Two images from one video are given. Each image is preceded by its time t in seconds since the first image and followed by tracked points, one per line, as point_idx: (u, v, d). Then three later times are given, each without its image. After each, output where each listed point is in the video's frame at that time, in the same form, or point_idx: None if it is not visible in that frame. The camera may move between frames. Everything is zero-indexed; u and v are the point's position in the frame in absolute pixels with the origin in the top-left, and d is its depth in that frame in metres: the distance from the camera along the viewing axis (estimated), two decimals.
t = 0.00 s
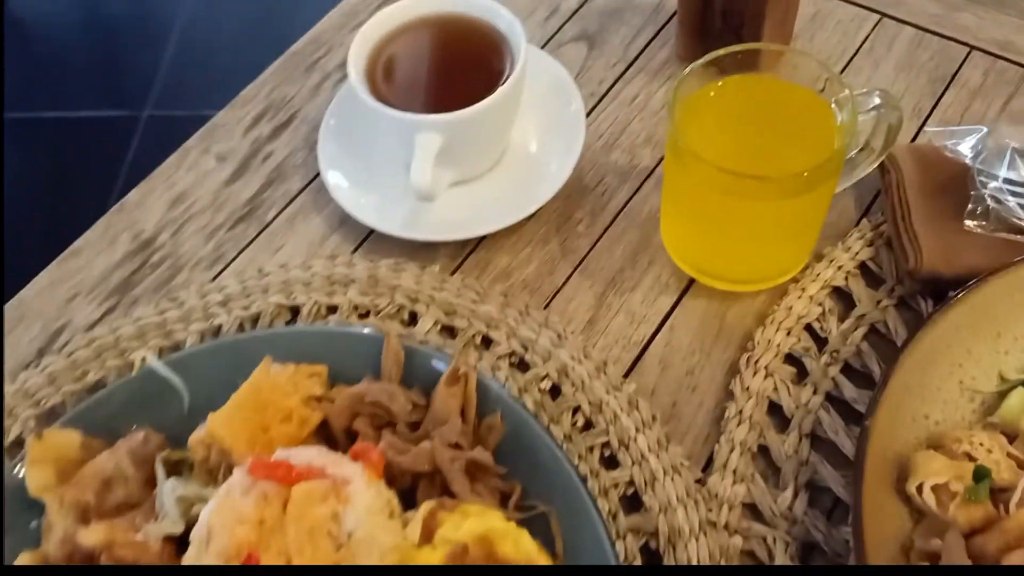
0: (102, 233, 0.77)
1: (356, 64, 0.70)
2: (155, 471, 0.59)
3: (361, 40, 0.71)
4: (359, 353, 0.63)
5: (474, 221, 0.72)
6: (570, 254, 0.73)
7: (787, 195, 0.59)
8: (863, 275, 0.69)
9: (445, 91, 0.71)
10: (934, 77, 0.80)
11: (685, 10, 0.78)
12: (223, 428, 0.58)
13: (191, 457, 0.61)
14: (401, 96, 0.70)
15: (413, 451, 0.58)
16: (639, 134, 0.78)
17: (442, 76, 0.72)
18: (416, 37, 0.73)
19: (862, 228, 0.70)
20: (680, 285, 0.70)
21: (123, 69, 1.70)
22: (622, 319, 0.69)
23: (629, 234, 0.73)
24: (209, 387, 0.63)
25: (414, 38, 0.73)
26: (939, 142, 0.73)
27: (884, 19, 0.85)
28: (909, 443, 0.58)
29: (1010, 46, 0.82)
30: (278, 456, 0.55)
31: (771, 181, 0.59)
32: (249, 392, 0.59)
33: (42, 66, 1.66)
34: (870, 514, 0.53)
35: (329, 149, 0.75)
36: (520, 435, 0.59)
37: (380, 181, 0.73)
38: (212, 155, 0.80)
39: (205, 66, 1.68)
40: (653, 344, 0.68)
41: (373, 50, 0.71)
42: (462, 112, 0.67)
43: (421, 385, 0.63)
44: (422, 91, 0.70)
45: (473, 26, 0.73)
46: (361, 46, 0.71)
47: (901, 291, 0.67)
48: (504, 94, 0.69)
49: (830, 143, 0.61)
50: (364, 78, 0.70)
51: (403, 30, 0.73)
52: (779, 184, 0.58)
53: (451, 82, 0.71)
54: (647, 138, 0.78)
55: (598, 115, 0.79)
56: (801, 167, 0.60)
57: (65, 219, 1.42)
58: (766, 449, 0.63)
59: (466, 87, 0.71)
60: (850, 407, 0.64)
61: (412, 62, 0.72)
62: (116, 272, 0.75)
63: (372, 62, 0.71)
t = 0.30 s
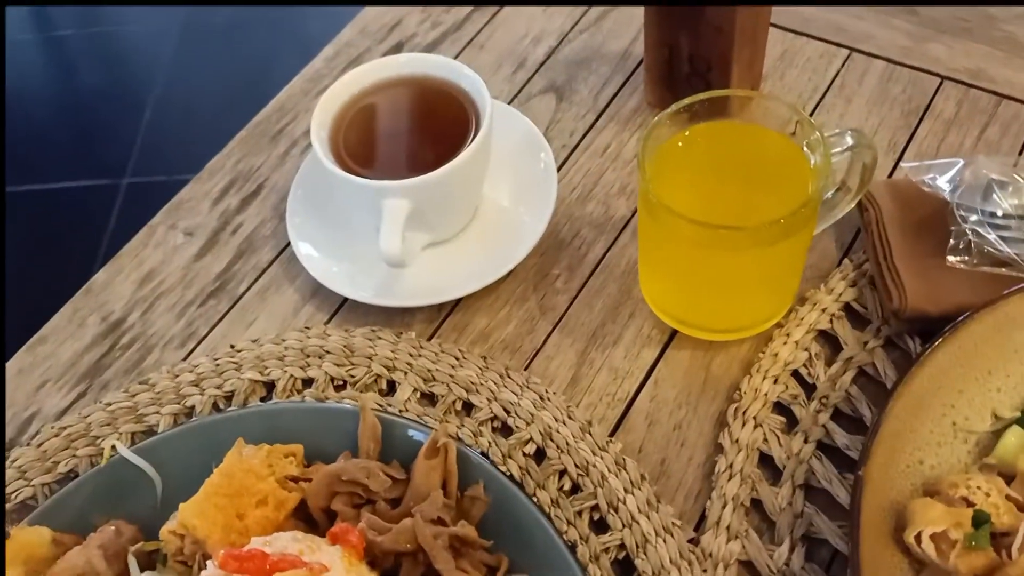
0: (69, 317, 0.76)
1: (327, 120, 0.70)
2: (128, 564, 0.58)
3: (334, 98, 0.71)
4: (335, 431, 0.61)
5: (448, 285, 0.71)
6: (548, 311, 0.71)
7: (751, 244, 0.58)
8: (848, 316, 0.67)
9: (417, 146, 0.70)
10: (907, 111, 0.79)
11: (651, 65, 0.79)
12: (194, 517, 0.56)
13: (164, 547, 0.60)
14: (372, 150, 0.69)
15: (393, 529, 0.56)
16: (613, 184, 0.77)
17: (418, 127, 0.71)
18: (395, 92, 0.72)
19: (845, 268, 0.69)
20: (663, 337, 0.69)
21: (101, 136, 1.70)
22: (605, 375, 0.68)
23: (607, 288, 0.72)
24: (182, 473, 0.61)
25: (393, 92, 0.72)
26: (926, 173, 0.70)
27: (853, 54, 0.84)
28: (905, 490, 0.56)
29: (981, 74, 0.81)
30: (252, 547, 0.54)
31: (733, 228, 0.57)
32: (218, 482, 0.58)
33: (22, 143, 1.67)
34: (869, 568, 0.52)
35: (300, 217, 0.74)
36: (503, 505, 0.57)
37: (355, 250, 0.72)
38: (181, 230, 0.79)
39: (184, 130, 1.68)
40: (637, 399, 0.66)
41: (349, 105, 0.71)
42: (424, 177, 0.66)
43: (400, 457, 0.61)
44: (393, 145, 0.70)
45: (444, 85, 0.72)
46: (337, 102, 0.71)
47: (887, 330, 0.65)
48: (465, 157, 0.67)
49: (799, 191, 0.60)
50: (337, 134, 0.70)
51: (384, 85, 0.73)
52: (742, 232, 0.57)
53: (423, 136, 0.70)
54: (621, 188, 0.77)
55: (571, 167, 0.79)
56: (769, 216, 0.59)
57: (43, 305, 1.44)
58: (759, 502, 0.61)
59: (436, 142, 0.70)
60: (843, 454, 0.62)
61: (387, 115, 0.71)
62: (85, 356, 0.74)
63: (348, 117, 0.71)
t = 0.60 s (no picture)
0: (47, 367, 0.75)
1: (302, 149, 0.69)
2: None
3: (307, 130, 0.70)
4: (320, 476, 0.60)
5: (430, 318, 0.70)
6: (532, 339, 0.70)
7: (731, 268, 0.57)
8: (837, 330, 0.66)
9: (392, 179, 0.69)
10: (889, 113, 0.77)
11: (626, 80, 0.77)
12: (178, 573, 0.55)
13: None
14: (347, 180, 0.68)
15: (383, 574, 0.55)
16: (593, 205, 0.76)
17: (394, 159, 0.70)
18: (372, 122, 0.71)
19: (831, 280, 0.68)
20: (650, 360, 0.68)
21: (84, 167, 1.68)
22: (593, 402, 0.67)
23: (591, 313, 0.71)
24: (164, 526, 0.60)
25: (371, 122, 0.71)
26: (910, 180, 0.69)
27: (831, 58, 0.81)
28: (902, 508, 0.55)
29: (962, 72, 0.78)
30: None
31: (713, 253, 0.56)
32: (202, 535, 0.56)
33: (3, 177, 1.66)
34: None
35: (277, 255, 0.73)
36: (495, 544, 0.56)
37: (334, 285, 0.71)
38: (156, 274, 0.79)
39: (166, 158, 1.66)
40: (627, 425, 0.65)
41: (327, 134, 0.71)
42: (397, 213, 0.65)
43: (387, 499, 0.59)
44: (368, 176, 0.69)
45: (421, 116, 0.71)
46: (314, 131, 0.70)
47: (878, 342, 0.64)
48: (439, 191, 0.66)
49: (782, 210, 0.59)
50: (312, 165, 0.69)
51: (362, 115, 0.72)
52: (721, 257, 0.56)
53: (399, 168, 0.69)
54: (601, 209, 0.76)
55: (549, 189, 0.78)
56: (749, 238, 0.58)
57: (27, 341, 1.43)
58: (755, 525, 0.60)
59: (410, 175, 0.69)
60: (837, 472, 0.61)
61: (362, 145, 0.70)
62: (63, 409, 0.73)
63: (324, 146, 0.70)
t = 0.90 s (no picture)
0: (27, 394, 0.74)
1: (278, 161, 0.68)
2: None
3: (282, 141, 0.68)
4: (305, 504, 0.59)
5: (414, 333, 0.68)
6: (520, 350, 0.69)
7: (717, 280, 0.55)
8: (831, 331, 0.64)
9: (369, 191, 0.67)
10: (879, 102, 0.74)
11: (608, 76, 0.74)
12: None
13: None
14: (323, 195, 0.67)
15: None
16: (578, 208, 0.74)
17: (372, 170, 0.68)
18: (350, 131, 0.69)
19: (824, 280, 0.66)
20: (640, 369, 0.66)
21: (71, 167, 1.65)
22: (583, 415, 0.65)
23: (579, 321, 0.69)
24: (147, 560, 0.58)
25: (348, 131, 0.69)
26: (901, 173, 0.67)
27: (818, 44, 0.79)
28: (901, 520, 0.53)
29: (955, 54, 0.76)
30: None
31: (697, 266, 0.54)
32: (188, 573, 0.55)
33: None
34: None
35: (255, 272, 0.71)
36: (486, 570, 0.55)
37: (315, 301, 0.69)
38: (134, 293, 0.77)
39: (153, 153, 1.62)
40: (619, 437, 0.64)
41: (303, 146, 0.69)
42: (373, 230, 0.63)
43: (375, 527, 0.58)
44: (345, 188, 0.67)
45: (399, 123, 0.69)
46: (290, 143, 0.69)
47: (873, 344, 0.63)
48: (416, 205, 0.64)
49: (770, 217, 0.57)
50: (288, 179, 0.67)
51: (339, 124, 0.70)
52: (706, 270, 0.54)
53: (375, 181, 0.67)
54: (586, 211, 0.74)
55: (533, 192, 0.75)
56: (735, 249, 0.56)
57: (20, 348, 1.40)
58: (751, 538, 0.58)
59: (388, 187, 0.67)
60: (834, 480, 0.59)
61: (339, 156, 0.68)
62: (44, 437, 0.71)
63: (301, 158, 0.68)
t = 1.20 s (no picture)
0: (15, 406, 0.73)
1: (262, 160, 0.67)
2: None
3: (267, 141, 0.67)
4: (294, 520, 0.58)
5: (404, 338, 0.67)
6: (513, 353, 0.67)
7: (710, 289, 0.54)
8: (830, 329, 0.63)
9: (352, 195, 0.65)
10: (878, 87, 0.72)
11: (597, 68, 0.72)
12: None
13: None
14: (306, 200, 0.65)
15: None
16: (570, 204, 0.72)
17: (355, 174, 0.66)
18: (332, 134, 0.68)
19: (822, 276, 0.64)
20: (635, 371, 0.65)
21: (63, 148, 1.60)
22: (578, 420, 0.64)
23: (573, 321, 0.68)
24: None
25: (330, 134, 0.68)
26: (900, 165, 0.65)
27: (815, 28, 0.76)
28: (900, 528, 0.52)
29: (955, 36, 0.74)
30: None
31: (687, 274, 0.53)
32: None
33: None
34: None
35: (242, 278, 0.70)
36: None
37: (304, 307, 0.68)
38: (121, 299, 0.76)
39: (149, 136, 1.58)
40: (614, 443, 0.62)
41: (286, 150, 0.68)
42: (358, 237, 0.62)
43: (367, 542, 0.57)
44: (328, 193, 0.66)
45: (382, 125, 0.68)
46: (272, 147, 0.68)
47: (872, 343, 0.61)
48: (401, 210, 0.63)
49: (763, 220, 0.56)
50: (271, 184, 0.66)
51: (327, 126, 0.68)
52: (697, 278, 0.53)
53: (359, 186, 0.66)
54: (578, 208, 0.72)
55: (523, 189, 0.74)
56: (724, 255, 0.55)
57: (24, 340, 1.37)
58: (750, 544, 0.57)
59: (371, 191, 0.65)
60: (834, 484, 0.58)
61: (321, 159, 0.67)
62: (34, 451, 0.70)
63: (284, 163, 0.67)
